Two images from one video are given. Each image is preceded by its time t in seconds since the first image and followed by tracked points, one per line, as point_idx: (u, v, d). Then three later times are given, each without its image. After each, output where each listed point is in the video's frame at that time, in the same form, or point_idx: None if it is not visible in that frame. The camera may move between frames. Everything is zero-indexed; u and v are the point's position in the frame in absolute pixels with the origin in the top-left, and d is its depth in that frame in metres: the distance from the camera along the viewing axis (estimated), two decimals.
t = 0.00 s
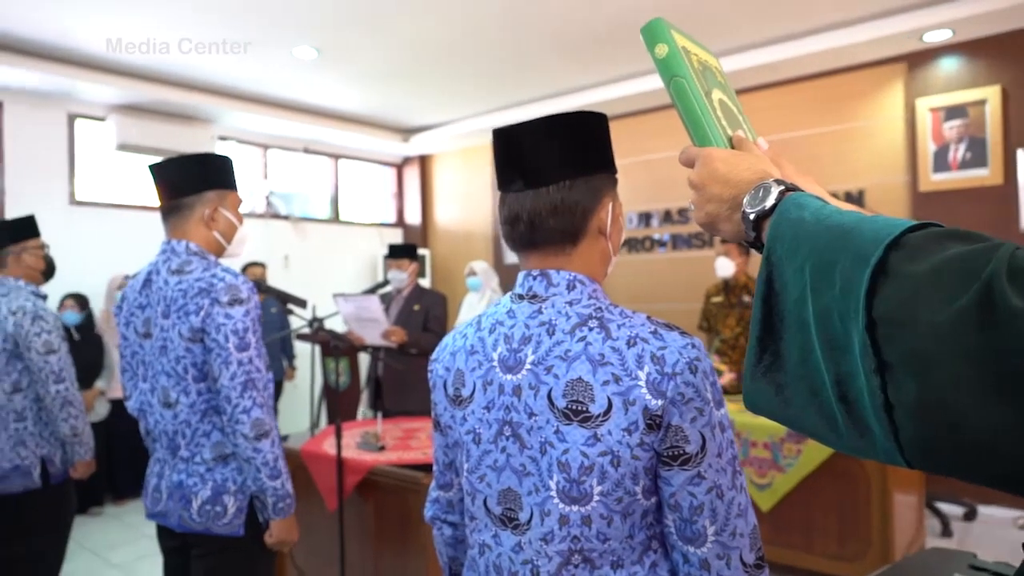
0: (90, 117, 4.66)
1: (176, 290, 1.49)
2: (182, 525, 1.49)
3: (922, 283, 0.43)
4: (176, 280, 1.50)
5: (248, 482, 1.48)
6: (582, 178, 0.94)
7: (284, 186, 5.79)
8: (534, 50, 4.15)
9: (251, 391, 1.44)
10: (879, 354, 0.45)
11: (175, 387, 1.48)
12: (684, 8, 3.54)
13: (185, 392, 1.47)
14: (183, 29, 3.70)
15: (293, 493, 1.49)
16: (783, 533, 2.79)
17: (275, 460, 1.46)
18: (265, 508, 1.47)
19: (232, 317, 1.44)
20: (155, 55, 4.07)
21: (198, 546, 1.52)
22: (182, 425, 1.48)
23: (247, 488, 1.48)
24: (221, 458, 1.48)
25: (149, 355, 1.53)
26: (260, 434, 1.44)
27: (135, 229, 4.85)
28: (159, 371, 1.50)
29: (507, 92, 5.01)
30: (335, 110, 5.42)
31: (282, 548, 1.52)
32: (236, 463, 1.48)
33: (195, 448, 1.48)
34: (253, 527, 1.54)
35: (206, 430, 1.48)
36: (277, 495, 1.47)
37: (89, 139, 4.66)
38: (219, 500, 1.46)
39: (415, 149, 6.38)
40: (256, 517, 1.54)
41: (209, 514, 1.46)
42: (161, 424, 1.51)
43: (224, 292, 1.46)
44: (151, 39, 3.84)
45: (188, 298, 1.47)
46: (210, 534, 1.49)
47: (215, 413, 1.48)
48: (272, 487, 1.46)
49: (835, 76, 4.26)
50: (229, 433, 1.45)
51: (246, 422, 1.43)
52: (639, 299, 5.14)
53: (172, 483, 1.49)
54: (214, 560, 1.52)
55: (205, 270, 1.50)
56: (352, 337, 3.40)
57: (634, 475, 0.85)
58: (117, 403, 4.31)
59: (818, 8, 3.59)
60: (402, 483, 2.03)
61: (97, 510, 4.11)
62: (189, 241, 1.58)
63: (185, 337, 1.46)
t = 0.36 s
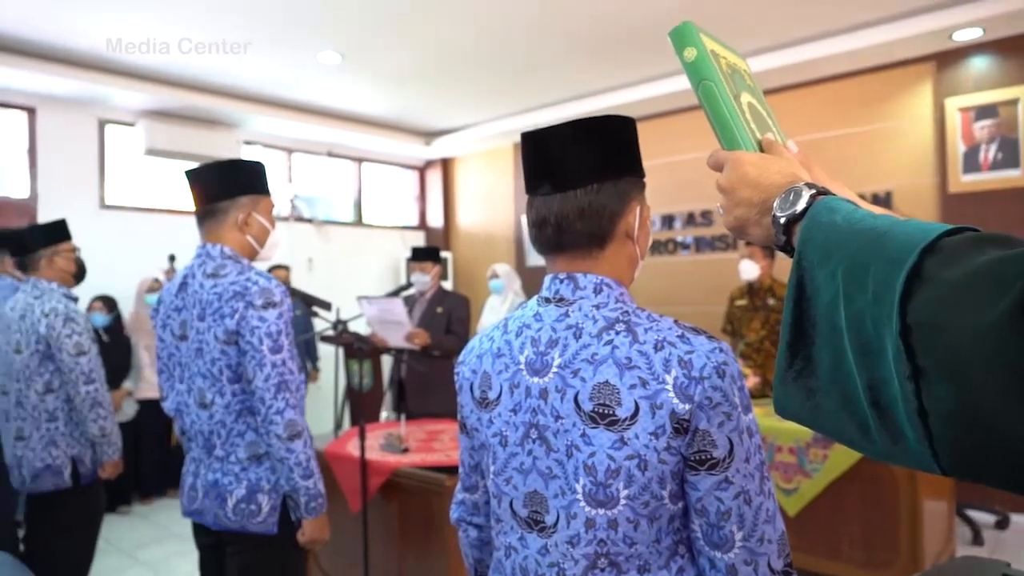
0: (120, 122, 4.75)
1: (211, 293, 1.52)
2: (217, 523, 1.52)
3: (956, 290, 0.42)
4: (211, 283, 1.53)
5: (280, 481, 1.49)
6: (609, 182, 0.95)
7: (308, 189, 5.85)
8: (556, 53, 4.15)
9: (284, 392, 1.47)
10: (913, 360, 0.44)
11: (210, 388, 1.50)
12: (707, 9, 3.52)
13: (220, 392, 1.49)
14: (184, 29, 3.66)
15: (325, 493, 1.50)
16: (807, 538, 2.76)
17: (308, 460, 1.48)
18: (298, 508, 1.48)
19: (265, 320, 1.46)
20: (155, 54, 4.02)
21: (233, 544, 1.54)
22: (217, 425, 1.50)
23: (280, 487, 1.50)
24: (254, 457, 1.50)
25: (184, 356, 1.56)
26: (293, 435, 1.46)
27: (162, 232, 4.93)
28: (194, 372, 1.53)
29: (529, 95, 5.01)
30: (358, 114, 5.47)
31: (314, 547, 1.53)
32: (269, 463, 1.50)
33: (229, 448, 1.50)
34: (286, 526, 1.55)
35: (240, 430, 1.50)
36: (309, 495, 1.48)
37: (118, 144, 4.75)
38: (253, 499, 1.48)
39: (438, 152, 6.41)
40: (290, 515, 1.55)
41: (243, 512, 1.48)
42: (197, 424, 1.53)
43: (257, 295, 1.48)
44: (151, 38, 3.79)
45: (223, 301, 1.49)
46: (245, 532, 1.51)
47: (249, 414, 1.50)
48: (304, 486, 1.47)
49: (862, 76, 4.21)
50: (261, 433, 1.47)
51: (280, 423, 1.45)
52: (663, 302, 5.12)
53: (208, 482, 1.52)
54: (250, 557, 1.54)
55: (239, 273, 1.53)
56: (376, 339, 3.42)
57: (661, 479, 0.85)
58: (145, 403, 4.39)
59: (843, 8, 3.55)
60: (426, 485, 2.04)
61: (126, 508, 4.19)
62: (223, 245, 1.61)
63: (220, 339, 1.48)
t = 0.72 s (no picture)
0: (155, 126, 4.85)
1: (246, 292, 1.54)
2: (252, 518, 1.54)
3: (1009, 294, 0.41)
4: (247, 283, 1.55)
5: (313, 479, 1.51)
6: (642, 181, 0.94)
7: (337, 189, 5.91)
8: (583, 53, 4.14)
9: (317, 390, 1.49)
10: (962, 365, 0.43)
11: (245, 386, 1.53)
12: (736, 6, 3.48)
13: (255, 390, 1.52)
14: (180, 29, 3.66)
15: (356, 490, 1.52)
16: (842, 540, 2.73)
17: (340, 458, 1.50)
18: (330, 506, 1.51)
19: (299, 319, 1.49)
20: (156, 55, 4.02)
21: (266, 539, 1.56)
22: (252, 422, 1.53)
23: (313, 484, 1.52)
24: (288, 455, 1.52)
25: (220, 354, 1.59)
26: (325, 433, 1.48)
27: (196, 233, 5.02)
28: (230, 370, 1.55)
29: (556, 94, 5.00)
30: (386, 114, 5.50)
31: (346, 544, 1.55)
32: (303, 460, 1.52)
33: (263, 445, 1.52)
34: (318, 522, 1.57)
35: (274, 427, 1.52)
36: (341, 492, 1.50)
37: (152, 146, 4.85)
38: (287, 495, 1.51)
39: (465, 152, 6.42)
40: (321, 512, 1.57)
41: (277, 508, 1.50)
42: (232, 421, 1.56)
43: (292, 295, 1.50)
44: (151, 39, 3.81)
45: (257, 300, 1.52)
46: (278, 528, 1.53)
47: (282, 411, 1.53)
48: (336, 484, 1.49)
49: (897, 71, 4.13)
50: (296, 431, 1.49)
51: (312, 421, 1.47)
52: (692, 302, 5.07)
53: (242, 479, 1.54)
54: (283, 552, 1.55)
55: (273, 273, 1.55)
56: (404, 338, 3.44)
57: (695, 480, 0.84)
58: (179, 400, 4.47)
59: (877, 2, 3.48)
60: (455, 484, 2.05)
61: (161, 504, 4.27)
62: (257, 245, 1.63)
63: (254, 338, 1.51)
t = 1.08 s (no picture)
0: (178, 130, 4.92)
1: (265, 295, 1.56)
2: (269, 521, 1.54)
3: None
4: (266, 285, 1.57)
5: (330, 482, 1.53)
6: (668, 183, 0.94)
7: (357, 192, 5.95)
8: (603, 54, 4.13)
9: (335, 393, 1.50)
10: (999, 371, 0.44)
11: (263, 388, 1.54)
12: (758, 6, 3.45)
13: (273, 393, 1.53)
14: (182, 29, 3.63)
15: (373, 494, 1.53)
16: (869, 547, 2.68)
17: (357, 461, 1.51)
18: (346, 508, 1.52)
19: (317, 322, 1.50)
20: (155, 54, 3.99)
21: (284, 543, 1.57)
22: (269, 425, 1.54)
23: (330, 487, 1.53)
24: (305, 458, 1.53)
25: (238, 357, 1.61)
26: (343, 436, 1.49)
27: (218, 236, 5.08)
28: (248, 373, 1.57)
29: (576, 96, 4.99)
30: (405, 117, 5.53)
31: (363, 547, 1.56)
32: (320, 463, 1.53)
33: (281, 448, 1.54)
34: (335, 526, 1.58)
35: (291, 430, 1.54)
36: (359, 496, 1.51)
37: (176, 151, 4.91)
38: (304, 498, 1.52)
39: (484, 154, 6.43)
40: (338, 516, 1.58)
41: (294, 511, 1.52)
42: (250, 423, 1.57)
43: (310, 297, 1.52)
44: (151, 39, 3.77)
45: (276, 303, 1.53)
46: (295, 531, 1.54)
47: (300, 414, 1.54)
48: (353, 487, 1.50)
49: (923, 70, 4.07)
50: (314, 434, 1.51)
51: (330, 424, 1.49)
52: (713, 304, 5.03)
53: (260, 481, 1.56)
54: (299, 556, 1.57)
55: (292, 276, 1.57)
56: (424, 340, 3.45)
57: (720, 484, 0.84)
58: (201, 402, 4.53)
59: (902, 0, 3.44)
60: (476, 487, 2.05)
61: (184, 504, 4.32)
62: (277, 248, 1.65)
63: (273, 341, 1.52)
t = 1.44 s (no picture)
0: (196, 135, 4.97)
1: (278, 298, 1.57)
2: (283, 524, 1.55)
3: None
4: (278, 288, 1.58)
5: (344, 485, 1.54)
6: (686, 186, 0.94)
7: (373, 196, 5.98)
8: (618, 56, 4.12)
9: (348, 396, 1.51)
10: None
11: (277, 392, 1.55)
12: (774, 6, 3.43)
13: (286, 396, 1.54)
14: (182, 28, 3.59)
15: (388, 496, 1.54)
16: (888, 550, 2.66)
17: (371, 464, 1.52)
18: (362, 510, 1.53)
19: (331, 325, 1.51)
20: (156, 55, 3.95)
21: (298, 545, 1.58)
22: (283, 429, 1.55)
23: (344, 490, 1.54)
24: (319, 461, 1.54)
25: (252, 361, 1.62)
26: (357, 439, 1.50)
27: (237, 240, 5.13)
28: (262, 376, 1.58)
29: (591, 98, 4.98)
30: (420, 121, 5.55)
31: (378, 549, 1.57)
32: (333, 466, 1.54)
33: (295, 451, 1.55)
34: (349, 529, 1.59)
35: (305, 433, 1.55)
36: (373, 498, 1.52)
37: (194, 156, 4.97)
38: (318, 501, 1.53)
39: (499, 157, 6.44)
40: (352, 518, 1.59)
41: (308, 515, 1.53)
42: (263, 427, 1.58)
43: (322, 300, 1.53)
44: (151, 39, 3.73)
45: (289, 307, 1.55)
46: (309, 534, 1.55)
47: (313, 417, 1.56)
48: (368, 490, 1.51)
49: (942, 69, 4.03)
50: (328, 437, 1.52)
51: (344, 427, 1.50)
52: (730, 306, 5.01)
53: (273, 484, 1.56)
54: (313, 559, 1.57)
55: (304, 279, 1.58)
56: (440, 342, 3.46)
57: (740, 487, 0.83)
58: (219, 404, 4.57)
59: None
60: (492, 489, 2.05)
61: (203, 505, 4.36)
62: (288, 251, 1.66)
63: (287, 344, 1.54)
